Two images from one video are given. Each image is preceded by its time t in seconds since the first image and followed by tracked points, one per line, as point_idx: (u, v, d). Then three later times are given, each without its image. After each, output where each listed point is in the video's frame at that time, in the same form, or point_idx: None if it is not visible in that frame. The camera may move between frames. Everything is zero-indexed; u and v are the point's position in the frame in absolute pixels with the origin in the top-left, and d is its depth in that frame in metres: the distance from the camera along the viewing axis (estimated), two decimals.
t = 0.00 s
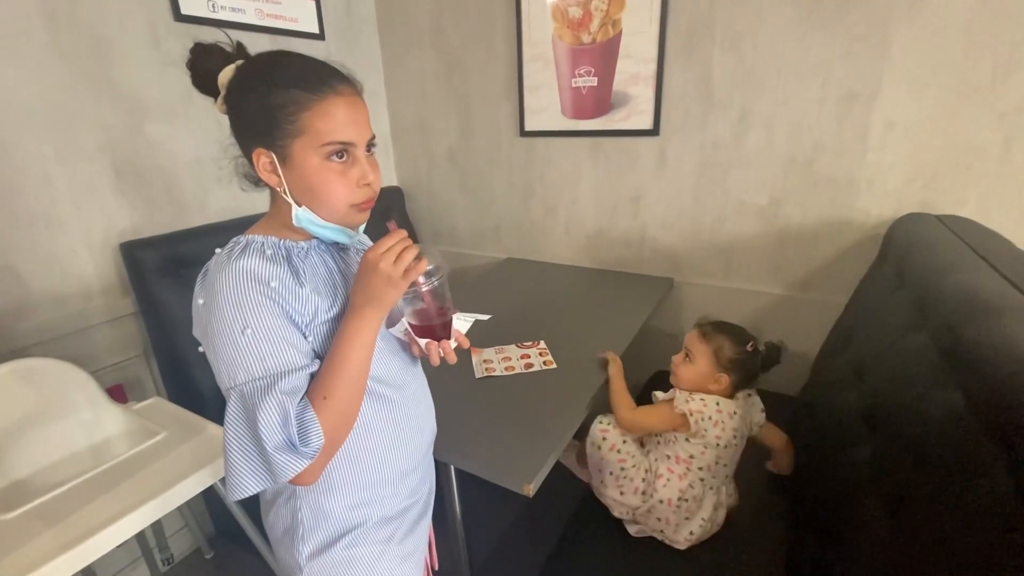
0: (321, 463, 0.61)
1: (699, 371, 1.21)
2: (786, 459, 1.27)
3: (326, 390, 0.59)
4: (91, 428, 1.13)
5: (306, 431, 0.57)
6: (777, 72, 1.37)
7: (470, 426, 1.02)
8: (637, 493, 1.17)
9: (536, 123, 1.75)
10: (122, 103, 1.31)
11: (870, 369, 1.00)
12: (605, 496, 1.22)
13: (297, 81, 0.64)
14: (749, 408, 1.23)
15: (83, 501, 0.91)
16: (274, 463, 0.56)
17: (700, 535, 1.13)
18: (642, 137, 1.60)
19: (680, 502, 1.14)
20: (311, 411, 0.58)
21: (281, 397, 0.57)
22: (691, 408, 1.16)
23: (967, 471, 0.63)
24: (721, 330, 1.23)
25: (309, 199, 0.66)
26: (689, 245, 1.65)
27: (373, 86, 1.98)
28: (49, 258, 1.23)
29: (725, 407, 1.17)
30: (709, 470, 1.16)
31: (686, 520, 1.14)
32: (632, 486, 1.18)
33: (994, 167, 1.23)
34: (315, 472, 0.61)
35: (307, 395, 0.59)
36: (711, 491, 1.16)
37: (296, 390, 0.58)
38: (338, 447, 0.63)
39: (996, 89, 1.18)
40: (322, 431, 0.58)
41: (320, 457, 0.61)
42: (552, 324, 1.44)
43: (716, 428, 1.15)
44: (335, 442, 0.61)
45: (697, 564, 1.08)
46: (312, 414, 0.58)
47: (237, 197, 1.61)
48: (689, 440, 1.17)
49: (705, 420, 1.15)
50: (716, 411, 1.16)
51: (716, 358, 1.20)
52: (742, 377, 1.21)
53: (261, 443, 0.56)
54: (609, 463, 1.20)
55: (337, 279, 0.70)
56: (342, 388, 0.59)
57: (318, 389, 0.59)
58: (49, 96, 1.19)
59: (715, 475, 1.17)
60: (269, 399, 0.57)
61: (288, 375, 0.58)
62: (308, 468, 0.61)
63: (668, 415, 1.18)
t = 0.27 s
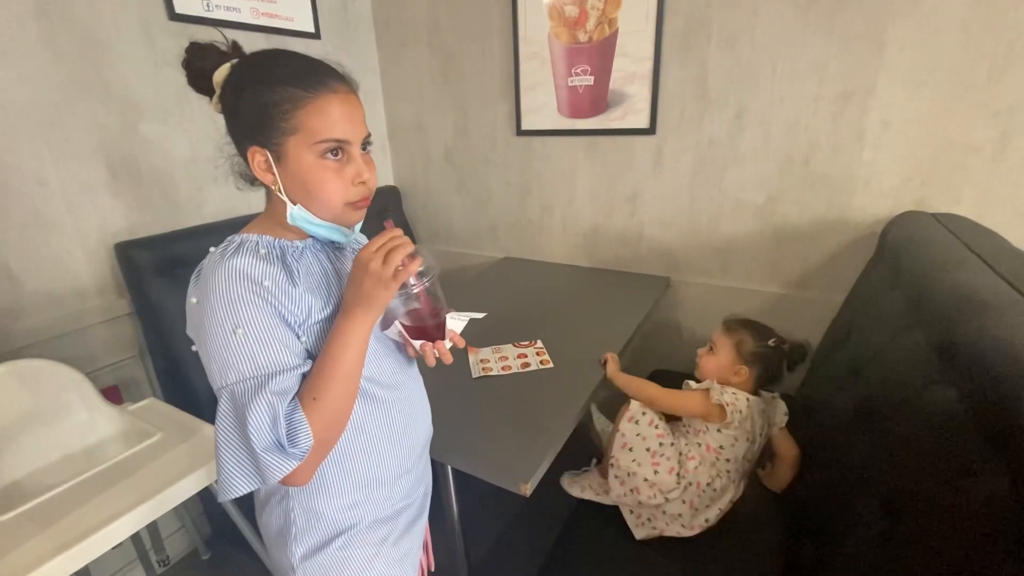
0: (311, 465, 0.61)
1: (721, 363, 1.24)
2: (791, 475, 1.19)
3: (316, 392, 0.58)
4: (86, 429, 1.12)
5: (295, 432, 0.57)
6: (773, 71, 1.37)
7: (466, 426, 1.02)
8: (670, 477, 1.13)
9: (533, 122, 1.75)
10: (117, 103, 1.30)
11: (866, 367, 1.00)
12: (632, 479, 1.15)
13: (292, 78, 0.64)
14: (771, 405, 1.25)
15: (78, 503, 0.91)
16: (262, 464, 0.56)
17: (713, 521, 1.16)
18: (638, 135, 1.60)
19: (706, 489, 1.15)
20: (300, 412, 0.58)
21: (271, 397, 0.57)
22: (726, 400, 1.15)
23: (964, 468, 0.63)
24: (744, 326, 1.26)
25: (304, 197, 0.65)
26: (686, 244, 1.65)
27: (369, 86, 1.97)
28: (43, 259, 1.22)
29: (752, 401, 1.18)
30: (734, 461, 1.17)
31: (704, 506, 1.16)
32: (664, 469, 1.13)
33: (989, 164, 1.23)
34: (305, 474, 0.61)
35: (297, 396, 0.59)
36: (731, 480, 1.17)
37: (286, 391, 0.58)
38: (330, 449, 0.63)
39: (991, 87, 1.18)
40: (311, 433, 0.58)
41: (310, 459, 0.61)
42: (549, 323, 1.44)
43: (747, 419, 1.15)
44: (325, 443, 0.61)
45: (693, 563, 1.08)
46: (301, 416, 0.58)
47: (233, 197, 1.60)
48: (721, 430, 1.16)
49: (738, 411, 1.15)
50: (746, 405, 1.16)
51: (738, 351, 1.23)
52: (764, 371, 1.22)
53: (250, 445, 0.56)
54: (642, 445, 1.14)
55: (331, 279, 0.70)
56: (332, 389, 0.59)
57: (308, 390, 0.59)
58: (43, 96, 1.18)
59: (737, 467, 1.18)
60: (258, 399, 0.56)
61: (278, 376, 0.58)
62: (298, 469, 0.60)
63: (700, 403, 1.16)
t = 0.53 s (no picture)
0: (306, 462, 0.61)
1: (729, 367, 1.25)
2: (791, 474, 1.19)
3: (311, 389, 0.59)
4: (84, 428, 1.12)
5: (289, 429, 0.57)
6: (770, 69, 1.38)
7: (464, 423, 1.02)
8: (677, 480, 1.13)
9: (530, 121, 1.75)
10: (114, 101, 1.30)
11: (863, 363, 1.01)
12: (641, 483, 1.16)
13: (293, 76, 0.64)
14: (783, 408, 1.23)
15: (78, 501, 0.91)
16: (255, 459, 0.56)
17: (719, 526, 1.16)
18: (636, 133, 1.60)
19: (713, 494, 1.14)
20: (295, 409, 0.58)
21: (266, 393, 0.57)
22: (730, 408, 1.17)
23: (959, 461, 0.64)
24: (755, 331, 1.26)
25: (305, 195, 0.65)
26: (684, 241, 1.65)
27: (366, 84, 1.97)
28: (41, 258, 1.22)
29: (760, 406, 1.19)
30: (742, 470, 1.17)
31: (711, 511, 1.15)
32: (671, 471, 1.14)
33: (985, 162, 1.24)
34: (299, 471, 0.61)
35: (292, 393, 0.59)
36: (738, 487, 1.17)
37: (282, 387, 0.58)
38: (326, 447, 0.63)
39: (987, 84, 1.19)
40: (305, 430, 0.58)
41: (304, 457, 0.61)
42: (548, 321, 1.45)
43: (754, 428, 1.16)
44: (320, 441, 0.61)
45: (689, 559, 1.09)
46: (296, 413, 0.58)
47: (230, 196, 1.60)
48: (730, 437, 1.16)
49: (744, 419, 1.16)
50: (752, 411, 1.17)
51: (747, 356, 1.23)
52: (772, 377, 1.22)
53: (244, 440, 0.57)
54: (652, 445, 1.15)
55: (331, 277, 0.70)
56: (328, 387, 0.59)
57: (303, 388, 0.59)
58: (40, 95, 1.18)
59: (745, 476, 1.18)
60: (254, 395, 0.57)
61: (274, 373, 0.58)
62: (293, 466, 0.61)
63: (703, 407, 1.18)
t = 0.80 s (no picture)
0: (301, 457, 0.61)
1: (719, 367, 1.25)
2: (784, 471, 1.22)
3: (307, 384, 0.59)
4: (84, 428, 1.12)
5: (284, 423, 0.57)
6: (767, 67, 1.38)
7: (463, 421, 1.03)
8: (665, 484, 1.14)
9: (528, 119, 1.75)
10: (111, 100, 1.30)
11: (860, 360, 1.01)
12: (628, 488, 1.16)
13: (292, 73, 0.64)
14: (766, 405, 1.25)
15: (77, 501, 0.91)
16: (250, 453, 0.56)
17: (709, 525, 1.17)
18: (634, 131, 1.60)
19: (700, 495, 1.15)
20: (291, 403, 0.58)
21: (262, 387, 0.57)
22: (714, 407, 1.17)
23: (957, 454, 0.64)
24: (744, 330, 1.26)
25: (304, 192, 0.66)
26: (681, 239, 1.65)
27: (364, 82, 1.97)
28: (39, 257, 1.22)
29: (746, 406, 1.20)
30: (730, 469, 1.17)
31: (700, 512, 1.16)
32: (657, 475, 1.14)
33: (981, 159, 1.24)
34: (295, 466, 0.61)
35: (288, 388, 0.59)
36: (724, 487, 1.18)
37: (278, 382, 0.58)
38: (322, 443, 0.63)
39: (983, 81, 1.19)
40: (300, 425, 0.58)
41: (300, 452, 0.61)
42: (546, 319, 1.45)
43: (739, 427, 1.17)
44: (316, 436, 0.61)
45: (687, 555, 1.10)
46: (291, 407, 0.58)
47: (228, 195, 1.60)
48: (716, 438, 1.17)
49: (729, 419, 1.16)
50: (738, 412, 1.18)
51: (737, 356, 1.24)
52: (760, 378, 1.24)
53: (239, 434, 0.57)
54: (632, 454, 1.15)
55: (329, 273, 0.70)
56: (324, 383, 0.59)
57: (299, 382, 0.59)
58: (37, 94, 1.17)
59: (733, 475, 1.18)
60: (249, 389, 0.57)
61: (270, 367, 0.58)
62: (288, 461, 0.61)
63: (688, 406, 1.19)
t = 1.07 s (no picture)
0: (297, 461, 0.61)
1: (725, 360, 1.25)
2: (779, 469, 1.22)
3: (301, 388, 0.59)
4: (84, 427, 1.12)
5: (278, 428, 0.58)
6: (765, 65, 1.38)
7: (461, 419, 1.03)
8: (665, 479, 1.16)
9: (527, 117, 1.75)
10: (109, 100, 1.29)
11: (857, 358, 1.01)
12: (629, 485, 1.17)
13: (286, 72, 0.64)
14: (767, 400, 1.26)
15: (75, 501, 0.91)
16: (243, 457, 0.57)
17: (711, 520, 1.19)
18: (632, 130, 1.61)
19: (702, 490, 1.17)
20: (285, 407, 0.58)
21: (256, 392, 0.57)
22: (717, 399, 1.16)
23: (949, 455, 0.65)
24: (752, 323, 1.26)
25: (300, 193, 0.66)
26: (679, 238, 1.66)
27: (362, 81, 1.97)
28: (37, 257, 1.22)
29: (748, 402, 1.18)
30: (732, 463, 1.18)
31: (702, 507, 1.18)
32: (657, 471, 1.16)
33: (978, 157, 1.24)
34: (291, 470, 0.62)
35: (283, 392, 0.60)
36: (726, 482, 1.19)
37: (273, 386, 0.59)
38: (318, 446, 0.63)
39: (980, 79, 1.19)
40: (294, 429, 0.58)
41: (296, 455, 0.61)
42: (545, 317, 1.45)
43: (740, 419, 1.16)
44: (311, 440, 0.61)
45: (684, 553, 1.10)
46: (286, 411, 0.58)
47: (226, 194, 1.60)
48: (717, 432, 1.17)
49: (731, 411, 1.15)
50: (740, 404, 1.16)
51: (744, 348, 1.23)
52: (767, 372, 1.23)
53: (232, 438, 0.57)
54: (630, 451, 1.17)
55: (327, 275, 0.70)
56: (318, 387, 0.59)
57: (294, 386, 0.59)
58: (33, 93, 1.17)
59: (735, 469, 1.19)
60: (243, 393, 0.57)
61: (264, 371, 0.58)
62: (284, 465, 0.61)
63: (692, 399, 1.18)
